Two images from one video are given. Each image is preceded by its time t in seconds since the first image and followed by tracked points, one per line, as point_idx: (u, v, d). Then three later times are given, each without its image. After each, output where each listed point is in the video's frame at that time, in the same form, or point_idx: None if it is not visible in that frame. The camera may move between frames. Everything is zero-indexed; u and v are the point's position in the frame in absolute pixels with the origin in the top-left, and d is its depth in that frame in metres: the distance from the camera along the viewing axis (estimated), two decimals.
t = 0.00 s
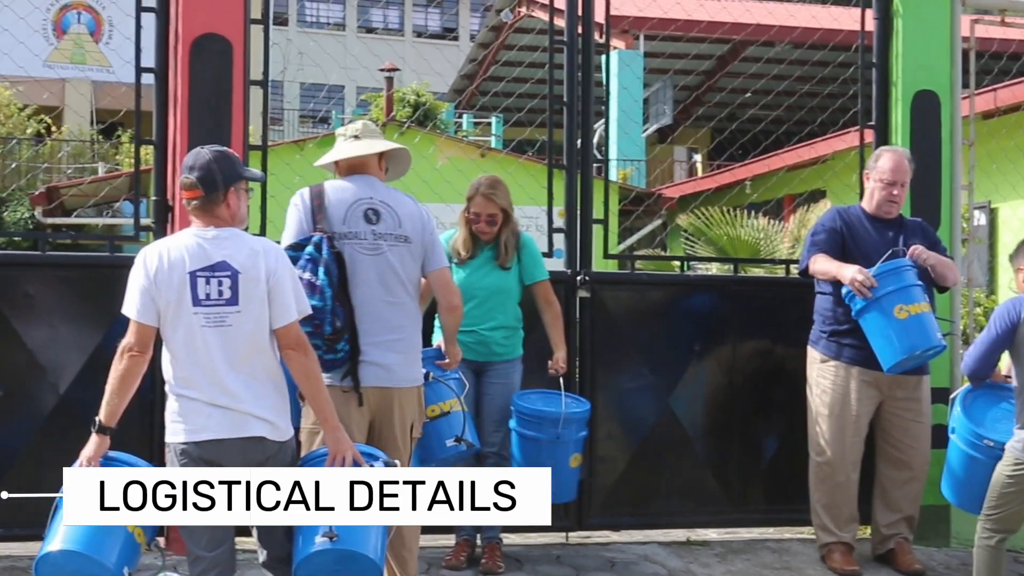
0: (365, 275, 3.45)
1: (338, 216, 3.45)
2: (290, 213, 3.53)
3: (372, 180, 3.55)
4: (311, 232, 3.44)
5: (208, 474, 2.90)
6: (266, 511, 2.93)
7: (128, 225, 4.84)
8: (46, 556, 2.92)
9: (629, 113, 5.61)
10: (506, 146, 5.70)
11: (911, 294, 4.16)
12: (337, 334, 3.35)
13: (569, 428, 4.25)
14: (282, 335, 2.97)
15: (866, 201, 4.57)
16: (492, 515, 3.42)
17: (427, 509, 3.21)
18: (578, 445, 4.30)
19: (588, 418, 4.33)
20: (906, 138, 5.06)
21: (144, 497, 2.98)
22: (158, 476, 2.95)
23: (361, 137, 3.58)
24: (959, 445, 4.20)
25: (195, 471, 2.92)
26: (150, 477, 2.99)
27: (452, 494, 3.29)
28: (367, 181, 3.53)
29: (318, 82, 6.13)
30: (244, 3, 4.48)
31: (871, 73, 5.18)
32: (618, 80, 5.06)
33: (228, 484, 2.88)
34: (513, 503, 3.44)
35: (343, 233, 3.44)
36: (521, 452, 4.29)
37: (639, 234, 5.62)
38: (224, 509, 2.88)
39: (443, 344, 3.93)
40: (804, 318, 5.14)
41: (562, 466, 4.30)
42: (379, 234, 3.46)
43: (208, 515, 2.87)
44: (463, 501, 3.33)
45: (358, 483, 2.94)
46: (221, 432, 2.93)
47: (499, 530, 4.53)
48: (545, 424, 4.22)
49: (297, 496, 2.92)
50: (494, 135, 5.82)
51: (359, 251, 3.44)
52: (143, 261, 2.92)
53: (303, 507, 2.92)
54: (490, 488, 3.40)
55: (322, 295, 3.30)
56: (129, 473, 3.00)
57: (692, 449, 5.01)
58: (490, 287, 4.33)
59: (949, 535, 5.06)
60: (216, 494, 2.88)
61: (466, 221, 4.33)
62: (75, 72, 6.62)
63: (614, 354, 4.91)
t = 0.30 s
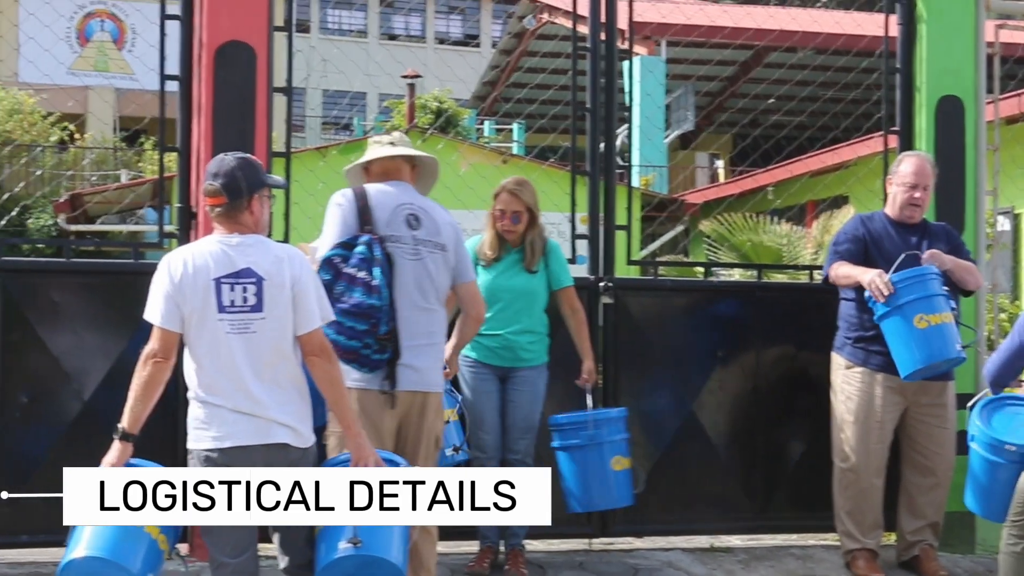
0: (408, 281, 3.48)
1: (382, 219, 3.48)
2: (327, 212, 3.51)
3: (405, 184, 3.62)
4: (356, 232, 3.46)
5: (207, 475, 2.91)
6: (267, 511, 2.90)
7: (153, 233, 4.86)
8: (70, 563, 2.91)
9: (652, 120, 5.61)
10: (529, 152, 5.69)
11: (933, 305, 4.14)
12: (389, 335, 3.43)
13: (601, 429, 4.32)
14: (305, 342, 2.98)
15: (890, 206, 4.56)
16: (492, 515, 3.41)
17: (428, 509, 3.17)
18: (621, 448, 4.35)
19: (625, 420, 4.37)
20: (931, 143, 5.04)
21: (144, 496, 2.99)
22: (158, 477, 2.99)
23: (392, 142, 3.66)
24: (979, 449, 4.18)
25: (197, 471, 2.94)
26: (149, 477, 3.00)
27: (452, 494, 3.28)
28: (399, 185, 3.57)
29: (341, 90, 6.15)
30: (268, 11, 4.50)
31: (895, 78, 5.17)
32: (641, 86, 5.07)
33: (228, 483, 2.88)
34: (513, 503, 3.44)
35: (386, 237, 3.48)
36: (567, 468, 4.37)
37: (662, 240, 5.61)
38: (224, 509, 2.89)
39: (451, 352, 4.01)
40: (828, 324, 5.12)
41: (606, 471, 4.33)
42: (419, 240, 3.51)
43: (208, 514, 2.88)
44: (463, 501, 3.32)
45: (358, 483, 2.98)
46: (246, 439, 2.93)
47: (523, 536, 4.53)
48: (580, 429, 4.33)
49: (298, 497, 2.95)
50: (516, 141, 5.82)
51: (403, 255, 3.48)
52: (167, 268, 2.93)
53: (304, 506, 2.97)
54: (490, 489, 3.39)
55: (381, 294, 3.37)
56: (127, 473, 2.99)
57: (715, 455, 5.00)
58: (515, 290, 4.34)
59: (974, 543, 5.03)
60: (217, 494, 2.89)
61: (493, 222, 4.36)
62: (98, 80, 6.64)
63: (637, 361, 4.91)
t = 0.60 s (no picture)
0: (453, 285, 3.57)
1: (430, 221, 3.59)
2: (374, 212, 3.60)
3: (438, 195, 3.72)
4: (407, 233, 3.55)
5: (206, 474, 2.94)
6: (266, 511, 2.85)
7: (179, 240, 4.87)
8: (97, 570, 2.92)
9: (676, 126, 5.61)
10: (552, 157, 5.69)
11: (956, 308, 4.15)
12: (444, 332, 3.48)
13: (631, 430, 4.38)
14: (329, 347, 2.99)
15: (916, 211, 4.56)
16: (492, 515, 3.36)
17: (428, 510, 3.11)
18: (654, 448, 4.39)
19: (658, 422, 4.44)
20: (957, 148, 5.03)
21: (144, 496, 2.98)
22: (158, 476, 2.98)
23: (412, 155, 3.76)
24: (1009, 454, 4.17)
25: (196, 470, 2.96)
26: (150, 477, 2.99)
27: (452, 494, 3.19)
28: (429, 194, 3.65)
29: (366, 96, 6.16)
30: (293, 17, 4.51)
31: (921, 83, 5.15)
32: (665, 91, 5.07)
33: (228, 483, 2.89)
34: (513, 503, 3.38)
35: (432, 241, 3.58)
36: (604, 474, 4.43)
37: (687, 245, 5.61)
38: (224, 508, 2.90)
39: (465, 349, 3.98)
40: (855, 330, 5.11)
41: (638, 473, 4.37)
42: (461, 246, 3.63)
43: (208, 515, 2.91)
44: (464, 501, 3.25)
45: (358, 483, 2.98)
46: (272, 444, 2.92)
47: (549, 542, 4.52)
48: (608, 430, 4.40)
49: (298, 496, 2.88)
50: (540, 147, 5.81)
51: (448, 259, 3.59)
52: (193, 274, 2.92)
53: (304, 507, 2.90)
54: (490, 489, 3.33)
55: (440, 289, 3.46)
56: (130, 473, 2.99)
57: (742, 462, 4.99)
58: (541, 292, 4.34)
59: (1002, 549, 5.01)
60: (217, 493, 2.91)
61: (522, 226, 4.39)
62: (122, 87, 6.65)
63: (663, 367, 4.90)
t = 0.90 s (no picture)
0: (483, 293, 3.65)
1: (455, 230, 3.57)
2: (401, 224, 3.53)
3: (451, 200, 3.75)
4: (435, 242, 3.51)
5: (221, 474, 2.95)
6: (266, 510, 2.86)
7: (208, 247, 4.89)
8: None
9: (703, 132, 5.59)
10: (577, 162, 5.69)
11: (990, 315, 4.13)
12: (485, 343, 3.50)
13: (657, 449, 4.37)
14: (356, 352, 3.01)
15: (945, 217, 4.54)
16: (494, 515, 3.31)
17: (428, 509, 3.08)
18: (675, 468, 4.40)
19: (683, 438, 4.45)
20: (986, 153, 5.02)
21: (144, 497, 3.00)
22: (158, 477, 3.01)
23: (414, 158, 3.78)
24: None
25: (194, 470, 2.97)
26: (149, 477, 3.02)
27: (453, 494, 3.16)
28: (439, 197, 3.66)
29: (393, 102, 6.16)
30: (322, 24, 4.52)
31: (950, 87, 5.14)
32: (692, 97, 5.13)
33: (228, 484, 2.97)
34: (513, 503, 3.36)
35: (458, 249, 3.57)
36: (622, 481, 4.43)
37: (715, 250, 5.60)
38: (224, 507, 2.99)
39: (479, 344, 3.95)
40: (884, 335, 5.09)
41: (656, 493, 4.38)
42: (479, 253, 3.66)
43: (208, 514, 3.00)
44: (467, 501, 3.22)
45: (358, 484, 2.94)
46: (300, 450, 2.91)
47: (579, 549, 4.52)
48: (631, 445, 4.40)
49: (297, 496, 2.84)
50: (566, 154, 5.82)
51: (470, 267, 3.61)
52: (220, 281, 2.91)
53: (304, 507, 2.85)
54: (490, 488, 3.31)
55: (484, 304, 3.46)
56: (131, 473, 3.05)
57: (771, 468, 4.98)
58: (568, 298, 4.34)
59: None
60: (217, 494, 2.98)
61: (551, 231, 4.39)
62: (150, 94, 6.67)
63: (691, 373, 4.90)
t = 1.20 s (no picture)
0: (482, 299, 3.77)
1: (454, 239, 3.68)
2: (403, 234, 3.59)
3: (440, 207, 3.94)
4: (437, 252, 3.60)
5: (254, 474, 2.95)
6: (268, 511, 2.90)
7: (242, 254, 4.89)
8: None
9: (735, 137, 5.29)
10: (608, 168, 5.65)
11: None
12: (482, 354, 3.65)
13: (687, 459, 4.36)
14: (389, 359, 3.01)
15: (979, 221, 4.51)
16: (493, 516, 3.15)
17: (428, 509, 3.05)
18: (701, 478, 4.39)
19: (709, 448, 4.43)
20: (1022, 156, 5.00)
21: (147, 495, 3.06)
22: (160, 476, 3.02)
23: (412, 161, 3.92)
24: None
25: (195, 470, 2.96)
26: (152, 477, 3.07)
27: (453, 495, 3.06)
28: (444, 205, 3.87)
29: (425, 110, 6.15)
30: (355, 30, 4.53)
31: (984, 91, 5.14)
32: (725, 102, 5.17)
33: (228, 484, 2.98)
34: (513, 503, 3.18)
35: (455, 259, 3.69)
36: (648, 487, 4.42)
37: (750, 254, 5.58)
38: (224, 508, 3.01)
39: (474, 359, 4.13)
40: (920, 340, 5.07)
41: (684, 500, 4.37)
42: (472, 259, 3.78)
43: (208, 514, 3.00)
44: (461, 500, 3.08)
45: (358, 483, 2.89)
46: (334, 456, 2.92)
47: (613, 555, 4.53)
48: (660, 454, 4.38)
49: (297, 496, 2.87)
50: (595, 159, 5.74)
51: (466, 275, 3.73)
52: (252, 288, 2.90)
53: (304, 507, 2.87)
54: (490, 488, 3.13)
55: (485, 319, 3.64)
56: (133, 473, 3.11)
57: (805, 473, 4.97)
58: (598, 303, 4.32)
59: None
60: (216, 494, 2.99)
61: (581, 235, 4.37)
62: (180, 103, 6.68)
63: (725, 379, 4.88)
